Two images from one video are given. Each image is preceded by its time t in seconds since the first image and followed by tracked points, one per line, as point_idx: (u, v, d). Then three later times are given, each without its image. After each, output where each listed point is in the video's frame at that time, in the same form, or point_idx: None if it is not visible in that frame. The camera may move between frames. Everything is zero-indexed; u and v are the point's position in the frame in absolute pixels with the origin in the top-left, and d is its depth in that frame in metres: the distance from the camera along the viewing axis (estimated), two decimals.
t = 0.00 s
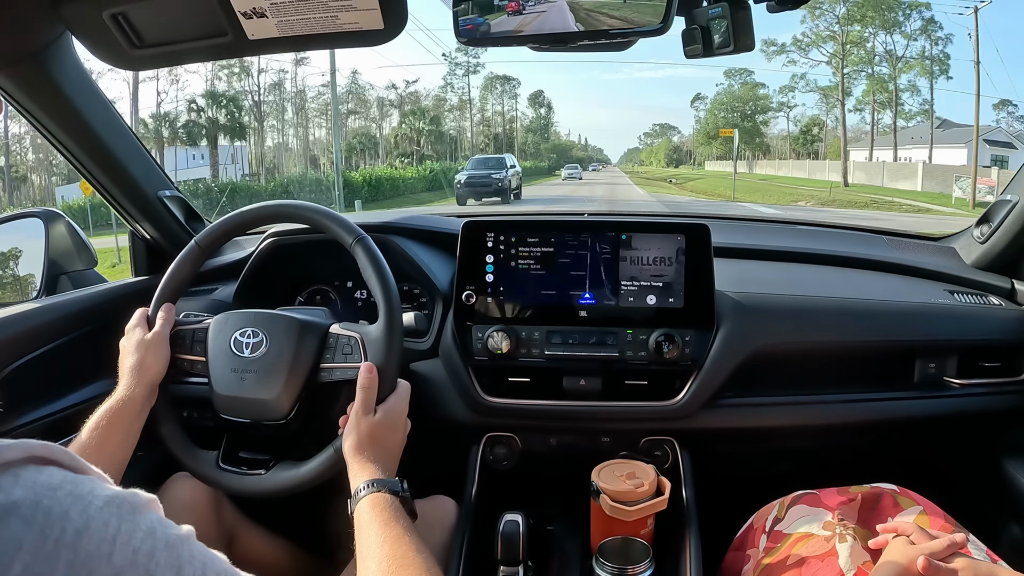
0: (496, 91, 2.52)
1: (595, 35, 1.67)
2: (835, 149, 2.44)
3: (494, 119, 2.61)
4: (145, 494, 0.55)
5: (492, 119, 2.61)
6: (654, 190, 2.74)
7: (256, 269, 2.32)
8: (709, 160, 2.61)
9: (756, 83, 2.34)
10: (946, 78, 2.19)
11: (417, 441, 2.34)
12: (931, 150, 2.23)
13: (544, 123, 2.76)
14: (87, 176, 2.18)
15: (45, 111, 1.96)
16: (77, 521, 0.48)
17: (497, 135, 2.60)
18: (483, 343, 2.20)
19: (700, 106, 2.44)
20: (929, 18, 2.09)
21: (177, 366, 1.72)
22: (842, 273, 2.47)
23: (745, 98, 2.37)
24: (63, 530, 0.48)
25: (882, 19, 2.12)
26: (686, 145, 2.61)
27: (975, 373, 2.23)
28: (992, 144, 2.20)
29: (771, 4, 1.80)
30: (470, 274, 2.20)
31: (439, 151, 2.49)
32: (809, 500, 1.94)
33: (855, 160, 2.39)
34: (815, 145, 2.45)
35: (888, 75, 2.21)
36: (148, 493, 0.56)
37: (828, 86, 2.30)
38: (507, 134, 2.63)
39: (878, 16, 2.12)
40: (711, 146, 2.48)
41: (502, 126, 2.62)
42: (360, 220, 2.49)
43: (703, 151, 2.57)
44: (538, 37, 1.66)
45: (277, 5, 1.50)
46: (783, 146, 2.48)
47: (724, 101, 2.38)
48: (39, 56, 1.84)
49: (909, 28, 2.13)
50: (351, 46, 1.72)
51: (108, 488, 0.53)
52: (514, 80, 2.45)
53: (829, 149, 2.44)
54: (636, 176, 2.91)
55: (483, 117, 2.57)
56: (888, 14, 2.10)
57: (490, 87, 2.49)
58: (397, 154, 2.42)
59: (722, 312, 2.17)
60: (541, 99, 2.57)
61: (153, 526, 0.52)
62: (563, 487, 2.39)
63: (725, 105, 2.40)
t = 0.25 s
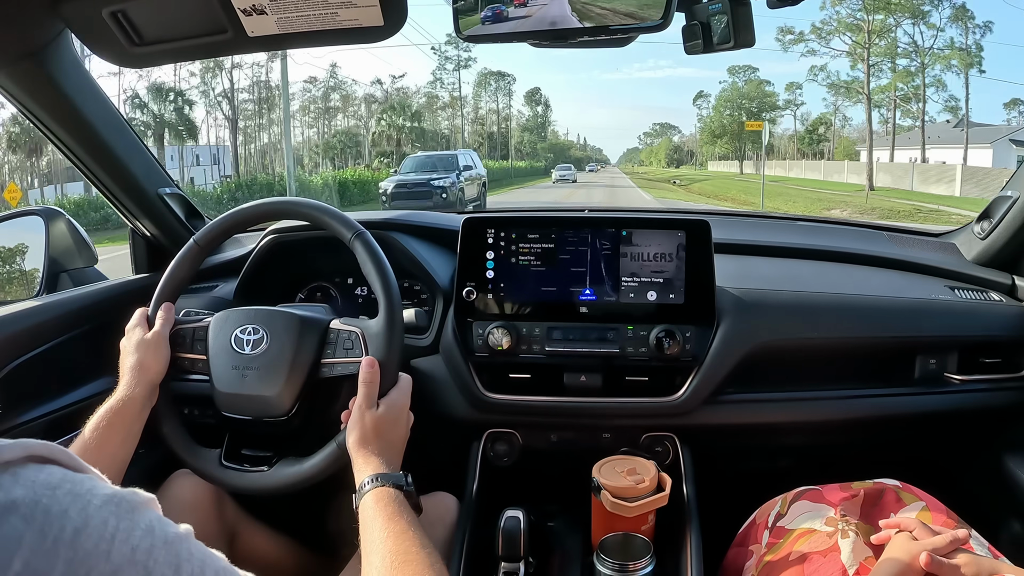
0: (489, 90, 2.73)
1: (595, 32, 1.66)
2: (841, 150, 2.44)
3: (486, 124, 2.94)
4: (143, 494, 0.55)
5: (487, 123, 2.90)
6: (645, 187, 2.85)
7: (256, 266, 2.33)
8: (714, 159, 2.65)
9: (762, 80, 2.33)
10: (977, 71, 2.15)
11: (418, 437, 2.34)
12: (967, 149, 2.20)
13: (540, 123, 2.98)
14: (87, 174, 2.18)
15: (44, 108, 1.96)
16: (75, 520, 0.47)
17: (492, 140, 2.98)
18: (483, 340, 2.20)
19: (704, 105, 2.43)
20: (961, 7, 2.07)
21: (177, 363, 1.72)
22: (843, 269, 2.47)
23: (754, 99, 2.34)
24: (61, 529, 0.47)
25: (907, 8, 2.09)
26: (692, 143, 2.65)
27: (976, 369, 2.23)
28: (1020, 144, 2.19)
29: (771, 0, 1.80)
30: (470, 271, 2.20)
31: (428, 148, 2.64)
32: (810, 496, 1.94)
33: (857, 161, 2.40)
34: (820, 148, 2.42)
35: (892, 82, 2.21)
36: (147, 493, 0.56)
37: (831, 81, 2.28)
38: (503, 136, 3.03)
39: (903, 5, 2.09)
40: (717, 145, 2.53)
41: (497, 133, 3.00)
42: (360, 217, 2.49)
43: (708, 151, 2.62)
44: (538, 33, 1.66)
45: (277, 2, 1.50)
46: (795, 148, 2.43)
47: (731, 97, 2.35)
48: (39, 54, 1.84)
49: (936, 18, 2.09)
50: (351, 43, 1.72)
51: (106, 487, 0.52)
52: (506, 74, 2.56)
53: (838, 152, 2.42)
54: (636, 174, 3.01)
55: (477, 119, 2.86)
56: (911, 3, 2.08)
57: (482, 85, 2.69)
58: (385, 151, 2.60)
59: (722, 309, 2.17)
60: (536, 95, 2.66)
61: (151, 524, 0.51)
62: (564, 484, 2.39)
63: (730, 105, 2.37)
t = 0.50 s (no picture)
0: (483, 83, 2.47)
1: (595, 34, 1.66)
2: (850, 151, 2.30)
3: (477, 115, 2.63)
4: (142, 495, 0.54)
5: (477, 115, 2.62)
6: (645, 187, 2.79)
7: (257, 269, 2.33)
8: (720, 159, 2.65)
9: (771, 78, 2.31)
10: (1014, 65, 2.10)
11: (418, 439, 2.34)
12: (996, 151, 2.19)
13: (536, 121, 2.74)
14: (86, 176, 2.18)
15: (44, 110, 1.95)
16: (75, 520, 0.47)
17: (485, 134, 2.70)
18: (483, 342, 2.20)
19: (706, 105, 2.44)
20: None
21: (176, 365, 1.72)
22: (842, 270, 2.47)
23: (763, 98, 2.30)
24: (62, 528, 0.47)
25: None
26: (695, 144, 2.64)
27: (976, 371, 2.23)
28: None
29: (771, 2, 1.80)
30: (471, 273, 2.20)
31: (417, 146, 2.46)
32: (810, 498, 1.94)
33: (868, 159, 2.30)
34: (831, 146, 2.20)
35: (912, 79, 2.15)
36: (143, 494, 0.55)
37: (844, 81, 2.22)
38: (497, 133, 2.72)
39: None
40: (724, 143, 2.54)
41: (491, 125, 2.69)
42: (360, 219, 2.49)
43: (715, 151, 2.61)
44: (539, 36, 1.66)
45: (277, 4, 1.50)
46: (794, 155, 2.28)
47: (737, 94, 2.34)
48: (39, 56, 1.84)
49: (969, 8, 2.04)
50: (351, 45, 1.72)
51: (105, 489, 0.52)
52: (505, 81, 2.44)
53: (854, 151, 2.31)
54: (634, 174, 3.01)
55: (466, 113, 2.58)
56: None
57: (474, 80, 2.45)
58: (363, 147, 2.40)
59: (722, 310, 2.17)
60: (533, 93, 2.56)
61: (150, 525, 0.51)
62: (564, 485, 2.39)
63: (734, 104, 2.37)
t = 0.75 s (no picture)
0: (475, 78, 2.39)
1: (596, 35, 1.66)
2: (860, 150, 2.31)
3: (472, 115, 2.54)
4: (145, 473, 0.55)
5: (471, 117, 2.54)
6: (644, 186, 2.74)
7: (258, 269, 2.33)
8: (721, 159, 2.65)
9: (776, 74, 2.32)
10: None
11: (419, 440, 2.34)
12: None
13: (533, 116, 2.71)
14: (87, 175, 2.18)
15: (45, 109, 1.95)
16: (82, 487, 0.48)
17: (478, 134, 2.59)
18: (484, 342, 2.20)
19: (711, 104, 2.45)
20: None
21: (177, 365, 1.73)
22: (843, 271, 2.46)
23: (772, 96, 2.38)
24: (68, 493, 0.47)
25: None
26: (698, 144, 2.62)
27: (976, 372, 2.23)
28: None
29: (772, 3, 1.79)
30: (471, 274, 2.20)
31: (400, 145, 2.33)
32: (810, 499, 1.94)
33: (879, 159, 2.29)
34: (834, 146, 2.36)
35: (919, 76, 2.15)
36: (145, 473, 0.56)
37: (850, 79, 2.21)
38: (494, 133, 2.63)
39: None
40: (727, 143, 2.52)
41: (486, 127, 2.59)
42: (361, 219, 2.49)
43: (718, 151, 2.59)
44: (540, 37, 1.66)
45: (278, 5, 1.50)
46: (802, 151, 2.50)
47: (744, 91, 2.35)
48: (41, 56, 1.84)
49: None
50: (352, 46, 1.72)
51: (109, 466, 0.53)
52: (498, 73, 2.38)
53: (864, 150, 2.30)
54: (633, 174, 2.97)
55: (454, 113, 2.48)
56: None
57: (467, 76, 2.37)
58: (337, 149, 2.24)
59: (722, 311, 2.17)
60: (530, 90, 2.57)
61: (155, 498, 0.52)
62: (565, 486, 2.39)
63: (738, 103, 2.41)
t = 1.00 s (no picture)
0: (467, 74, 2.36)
1: (596, 35, 1.66)
2: (870, 150, 2.38)
3: (463, 115, 2.50)
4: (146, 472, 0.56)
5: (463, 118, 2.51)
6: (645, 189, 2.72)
7: (259, 268, 2.33)
8: (724, 159, 2.65)
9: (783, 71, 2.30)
10: None
11: (420, 441, 2.34)
12: None
13: (531, 117, 2.65)
14: (88, 177, 2.18)
15: (46, 111, 1.96)
16: (84, 483, 0.50)
17: (469, 134, 2.54)
18: (484, 343, 2.20)
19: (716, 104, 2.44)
20: None
21: (179, 366, 1.72)
22: (844, 271, 2.47)
23: (778, 93, 2.35)
24: (72, 488, 0.49)
25: None
26: (700, 144, 2.61)
27: (977, 372, 2.23)
28: None
29: (772, 3, 1.79)
30: (472, 274, 2.20)
31: (380, 145, 2.35)
32: (812, 498, 1.94)
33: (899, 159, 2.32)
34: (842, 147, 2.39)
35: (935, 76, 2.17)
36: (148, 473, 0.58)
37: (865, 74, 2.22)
38: (487, 133, 2.57)
39: None
40: (733, 143, 2.51)
41: (479, 128, 2.54)
42: (361, 220, 2.49)
43: (722, 151, 2.58)
44: (539, 37, 1.66)
45: (277, 5, 1.50)
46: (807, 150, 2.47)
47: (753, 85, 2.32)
48: (41, 57, 1.84)
49: None
50: (352, 46, 1.72)
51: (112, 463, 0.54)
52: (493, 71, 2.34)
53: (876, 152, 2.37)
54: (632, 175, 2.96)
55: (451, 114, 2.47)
56: None
57: (459, 72, 2.33)
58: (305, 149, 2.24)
59: (723, 311, 2.17)
60: (526, 86, 2.47)
61: (157, 496, 0.53)
62: (566, 487, 2.39)
63: (747, 98, 2.38)
